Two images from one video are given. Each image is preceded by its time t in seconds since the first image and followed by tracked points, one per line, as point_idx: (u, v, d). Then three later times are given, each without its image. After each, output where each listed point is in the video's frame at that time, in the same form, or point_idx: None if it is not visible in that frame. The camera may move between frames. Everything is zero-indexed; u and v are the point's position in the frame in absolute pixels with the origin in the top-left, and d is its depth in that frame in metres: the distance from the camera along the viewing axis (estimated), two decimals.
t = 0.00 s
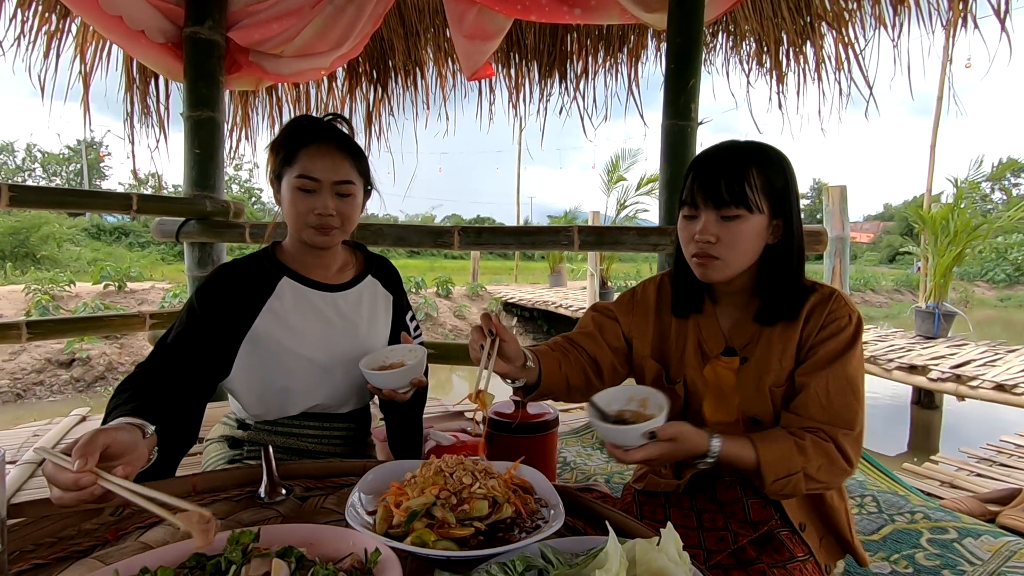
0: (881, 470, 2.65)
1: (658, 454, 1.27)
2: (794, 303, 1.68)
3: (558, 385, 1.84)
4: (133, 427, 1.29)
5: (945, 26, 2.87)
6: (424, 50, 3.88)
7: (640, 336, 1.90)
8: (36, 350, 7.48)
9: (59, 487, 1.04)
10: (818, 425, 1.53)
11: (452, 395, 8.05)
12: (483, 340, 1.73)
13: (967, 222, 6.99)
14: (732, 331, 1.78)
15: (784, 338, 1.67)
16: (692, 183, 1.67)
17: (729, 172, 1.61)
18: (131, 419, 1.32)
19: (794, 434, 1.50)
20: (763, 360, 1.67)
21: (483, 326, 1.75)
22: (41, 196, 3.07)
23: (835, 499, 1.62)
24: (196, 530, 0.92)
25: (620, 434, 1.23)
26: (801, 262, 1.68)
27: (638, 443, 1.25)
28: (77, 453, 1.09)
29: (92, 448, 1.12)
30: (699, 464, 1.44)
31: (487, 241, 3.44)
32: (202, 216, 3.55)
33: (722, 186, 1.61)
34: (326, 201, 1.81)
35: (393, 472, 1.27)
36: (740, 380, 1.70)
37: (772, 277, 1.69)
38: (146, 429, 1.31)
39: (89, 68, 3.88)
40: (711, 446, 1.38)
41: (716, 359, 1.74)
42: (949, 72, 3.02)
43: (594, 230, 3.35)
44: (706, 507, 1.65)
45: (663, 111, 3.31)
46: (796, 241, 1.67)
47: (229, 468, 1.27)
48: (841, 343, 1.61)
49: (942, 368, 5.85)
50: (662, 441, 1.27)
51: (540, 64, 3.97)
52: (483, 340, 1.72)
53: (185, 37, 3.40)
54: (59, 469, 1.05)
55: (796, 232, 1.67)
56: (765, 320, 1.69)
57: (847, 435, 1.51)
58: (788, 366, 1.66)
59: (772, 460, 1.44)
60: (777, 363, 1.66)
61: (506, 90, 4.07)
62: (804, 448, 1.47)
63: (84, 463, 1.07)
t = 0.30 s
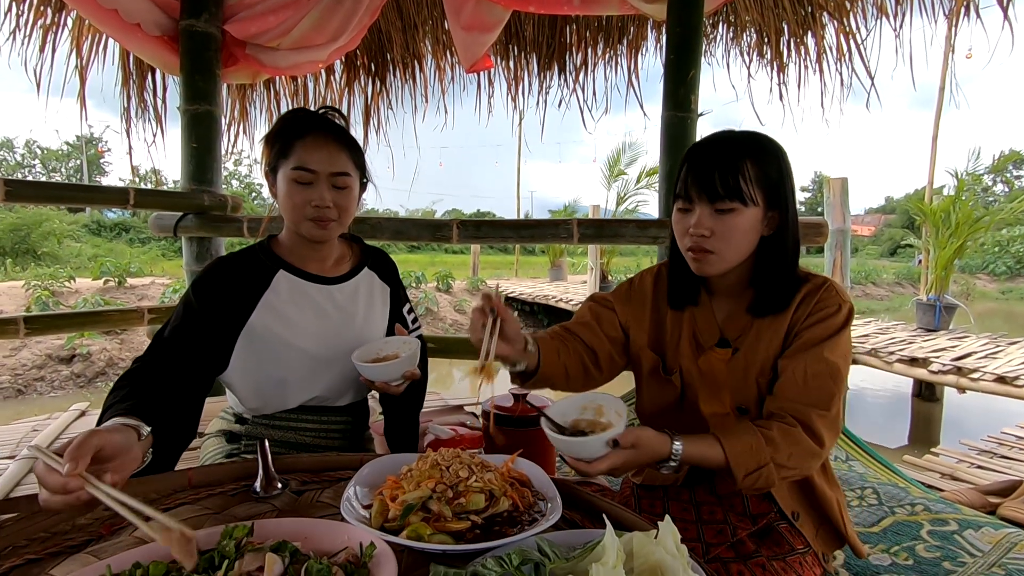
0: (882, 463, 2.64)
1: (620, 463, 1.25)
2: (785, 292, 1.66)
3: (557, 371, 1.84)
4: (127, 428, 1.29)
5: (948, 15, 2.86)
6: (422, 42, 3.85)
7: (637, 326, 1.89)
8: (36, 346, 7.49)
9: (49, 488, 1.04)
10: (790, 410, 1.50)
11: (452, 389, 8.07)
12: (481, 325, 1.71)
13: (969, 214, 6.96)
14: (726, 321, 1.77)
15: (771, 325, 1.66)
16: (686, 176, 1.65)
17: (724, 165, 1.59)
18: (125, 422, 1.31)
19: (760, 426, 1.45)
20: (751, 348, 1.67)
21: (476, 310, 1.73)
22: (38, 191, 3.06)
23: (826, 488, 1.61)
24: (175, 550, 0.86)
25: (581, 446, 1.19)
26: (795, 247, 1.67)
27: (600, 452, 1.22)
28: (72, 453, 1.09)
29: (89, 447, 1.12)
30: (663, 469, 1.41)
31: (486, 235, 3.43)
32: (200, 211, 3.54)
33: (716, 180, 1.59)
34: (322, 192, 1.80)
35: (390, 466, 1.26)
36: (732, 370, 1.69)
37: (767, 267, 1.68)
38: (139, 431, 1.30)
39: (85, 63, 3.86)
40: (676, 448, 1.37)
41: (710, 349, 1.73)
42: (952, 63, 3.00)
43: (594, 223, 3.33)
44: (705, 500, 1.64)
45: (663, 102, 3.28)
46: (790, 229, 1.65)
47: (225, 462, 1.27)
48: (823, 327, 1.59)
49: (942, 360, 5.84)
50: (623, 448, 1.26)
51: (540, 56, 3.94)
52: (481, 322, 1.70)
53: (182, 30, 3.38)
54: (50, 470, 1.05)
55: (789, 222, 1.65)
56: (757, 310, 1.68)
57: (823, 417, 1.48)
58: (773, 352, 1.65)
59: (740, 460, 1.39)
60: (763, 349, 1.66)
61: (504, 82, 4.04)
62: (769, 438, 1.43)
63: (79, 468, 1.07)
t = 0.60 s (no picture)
0: (883, 453, 2.63)
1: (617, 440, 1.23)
2: (785, 280, 1.65)
3: (557, 351, 1.87)
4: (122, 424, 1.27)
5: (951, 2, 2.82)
6: (419, 33, 3.82)
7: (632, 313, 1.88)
8: (36, 341, 7.52)
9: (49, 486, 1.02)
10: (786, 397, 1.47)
11: (453, 383, 8.08)
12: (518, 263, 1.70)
13: (970, 204, 6.93)
14: (726, 310, 1.76)
15: (769, 313, 1.65)
16: (684, 167, 1.62)
17: (722, 154, 1.57)
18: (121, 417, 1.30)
19: (756, 411, 1.43)
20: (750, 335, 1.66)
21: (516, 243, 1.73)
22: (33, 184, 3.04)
23: (825, 479, 1.58)
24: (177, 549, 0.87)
25: (577, 420, 1.16)
26: (792, 235, 1.64)
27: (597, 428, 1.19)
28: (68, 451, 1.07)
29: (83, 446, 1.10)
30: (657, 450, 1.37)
31: (484, 226, 3.41)
32: (197, 203, 3.52)
33: (715, 170, 1.56)
34: (317, 181, 1.78)
35: (387, 457, 1.25)
36: (731, 359, 1.68)
37: (767, 256, 1.66)
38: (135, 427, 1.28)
39: (80, 55, 3.83)
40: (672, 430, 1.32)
41: (709, 338, 1.72)
42: (955, 50, 2.96)
43: (593, 213, 3.30)
44: (705, 489, 1.63)
45: (663, 92, 3.25)
46: (791, 216, 1.63)
47: (222, 455, 1.26)
48: (820, 315, 1.58)
49: (944, 351, 5.83)
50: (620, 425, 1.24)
51: (538, 47, 3.90)
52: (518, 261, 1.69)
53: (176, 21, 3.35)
54: (46, 467, 1.02)
55: (790, 209, 1.62)
56: (756, 298, 1.66)
57: (817, 404, 1.45)
58: (769, 341, 1.64)
59: (734, 442, 1.36)
60: (762, 338, 1.65)
61: (503, 73, 4.01)
62: (763, 422, 1.40)
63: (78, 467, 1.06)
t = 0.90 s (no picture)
0: (890, 435, 2.61)
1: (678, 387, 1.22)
2: (803, 262, 1.60)
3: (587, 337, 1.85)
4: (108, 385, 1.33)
5: None
6: (418, 15, 3.74)
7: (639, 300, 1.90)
8: (37, 332, 7.51)
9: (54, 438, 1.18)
10: (825, 390, 1.45)
11: (455, 371, 8.08)
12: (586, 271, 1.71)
13: (976, 187, 6.86)
14: (737, 291, 1.73)
15: (791, 297, 1.60)
16: (693, 148, 1.58)
17: (733, 133, 1.52)
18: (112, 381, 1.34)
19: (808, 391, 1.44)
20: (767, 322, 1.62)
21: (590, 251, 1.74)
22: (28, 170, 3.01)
23: (844, 468, 1.55)
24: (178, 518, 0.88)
25: (639, 364, 1.16)
26: (811, 216, 1.61)
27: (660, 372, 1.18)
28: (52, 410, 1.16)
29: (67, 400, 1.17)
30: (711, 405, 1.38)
31: (485, 211, 3.36)
32: (194, 190, 3.47)
33: (726, 151, 1.52)
34: (311, 160, 1.73)
35: (388, 440, 1.21)
36: (743, 341, 1.65)
37: (779, 236, 1.62)
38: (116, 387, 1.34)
39: (74, 40, 3.76)
40: (727, 385, 1.33)
41: (720, 320, 1.71)
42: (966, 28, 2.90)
43: (596, 197, 3.26)
44: (713, 472, 1.61)
45: (666, 72, 3.18)
46: (806, 197, 1.59)
47: (220, 440, 1.23)
48: (855, 304, 1.52)
49: (948, 335, 5.80)
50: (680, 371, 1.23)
51: (539, 29, 3.83)
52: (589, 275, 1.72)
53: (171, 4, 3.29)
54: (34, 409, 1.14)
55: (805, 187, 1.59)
56: (772, 279, 1.63)
57: (859, 404, 1.42)
58: (796, 330, 1.59)
59: (780, 413, 1.37)
60: (784, 324, 1.59)
61: (503, 56, 3.94)
62: (813, 404, 1.41)
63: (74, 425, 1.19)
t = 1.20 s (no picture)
0: (900, 417, 2.60)
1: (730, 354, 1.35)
2: (830, 242, 1.61)
3: (614, 317, 1.84)
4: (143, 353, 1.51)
5: None
6: None
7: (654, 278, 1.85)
8: (45, 315, 7.55)
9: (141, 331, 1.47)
10: (868, 366, 1.51)
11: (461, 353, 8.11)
12: (641, 256, 1.63)
13: (989, 167, 6.77)
14: (756, 271, 1.74)
15: (820, 281, 1.63)
16: (716, 133, 1.54)
17: (757, 116, 1.49)
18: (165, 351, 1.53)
19: (854, 368, 1.50)
20: (796, 304, 1.64)
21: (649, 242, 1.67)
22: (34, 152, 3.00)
23: (866, 449, 1.59)
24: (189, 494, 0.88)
25: (697, 330, 1.30)
26: (837, 200, 1.59)
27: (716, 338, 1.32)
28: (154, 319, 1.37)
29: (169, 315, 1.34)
30: (760, 373, 1.49)
31: (493, 192, 3.33)
32: (200, 171, 3.45)
33: (750, 135, 1.49)
34: (320, 145, 1.71)
35: (404, 419, 1.21)
36: (765, 322, 1.68)
37: (806, 213, 1.60)
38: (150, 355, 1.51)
39: (76, 21, 3.72)
40: (778, 354, 1.44)
41: (741, 301, 1.72)
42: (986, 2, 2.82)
43: (605, 178, 3.23)
44: (726, 452, 1.61)
45: (677, 50, 3.13)
46: (832, 179, 1.57)
47: (235, 419, 1.23)
48: (889, 288, 1.54)
49: (957, 318, 5.77)
50: (735, 338, 1.36)
51: (547, 6, 3.76)
52: (642, 262, 1.62)
53: None
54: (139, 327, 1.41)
55: (830, 169, 1.57)
56: (798, 260, 1.63)
57: (897, 386, 1.49)
58: (827, 315, 1.62)
59: (828, 387, 1.45)
60: (814, 309, 1.62)
61: (510, 35, 3.87)
62: (858, 382, 1.47)
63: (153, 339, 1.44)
